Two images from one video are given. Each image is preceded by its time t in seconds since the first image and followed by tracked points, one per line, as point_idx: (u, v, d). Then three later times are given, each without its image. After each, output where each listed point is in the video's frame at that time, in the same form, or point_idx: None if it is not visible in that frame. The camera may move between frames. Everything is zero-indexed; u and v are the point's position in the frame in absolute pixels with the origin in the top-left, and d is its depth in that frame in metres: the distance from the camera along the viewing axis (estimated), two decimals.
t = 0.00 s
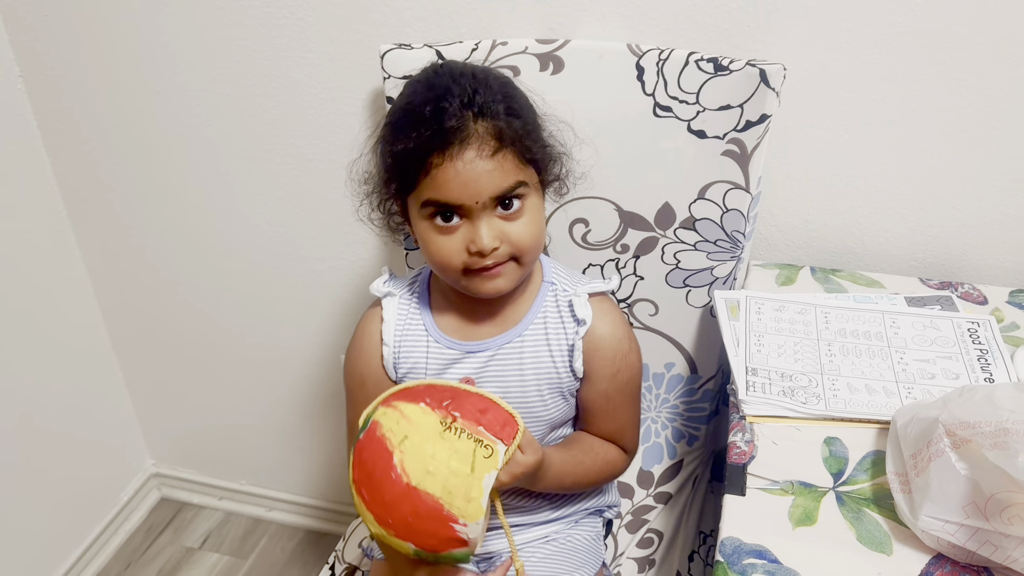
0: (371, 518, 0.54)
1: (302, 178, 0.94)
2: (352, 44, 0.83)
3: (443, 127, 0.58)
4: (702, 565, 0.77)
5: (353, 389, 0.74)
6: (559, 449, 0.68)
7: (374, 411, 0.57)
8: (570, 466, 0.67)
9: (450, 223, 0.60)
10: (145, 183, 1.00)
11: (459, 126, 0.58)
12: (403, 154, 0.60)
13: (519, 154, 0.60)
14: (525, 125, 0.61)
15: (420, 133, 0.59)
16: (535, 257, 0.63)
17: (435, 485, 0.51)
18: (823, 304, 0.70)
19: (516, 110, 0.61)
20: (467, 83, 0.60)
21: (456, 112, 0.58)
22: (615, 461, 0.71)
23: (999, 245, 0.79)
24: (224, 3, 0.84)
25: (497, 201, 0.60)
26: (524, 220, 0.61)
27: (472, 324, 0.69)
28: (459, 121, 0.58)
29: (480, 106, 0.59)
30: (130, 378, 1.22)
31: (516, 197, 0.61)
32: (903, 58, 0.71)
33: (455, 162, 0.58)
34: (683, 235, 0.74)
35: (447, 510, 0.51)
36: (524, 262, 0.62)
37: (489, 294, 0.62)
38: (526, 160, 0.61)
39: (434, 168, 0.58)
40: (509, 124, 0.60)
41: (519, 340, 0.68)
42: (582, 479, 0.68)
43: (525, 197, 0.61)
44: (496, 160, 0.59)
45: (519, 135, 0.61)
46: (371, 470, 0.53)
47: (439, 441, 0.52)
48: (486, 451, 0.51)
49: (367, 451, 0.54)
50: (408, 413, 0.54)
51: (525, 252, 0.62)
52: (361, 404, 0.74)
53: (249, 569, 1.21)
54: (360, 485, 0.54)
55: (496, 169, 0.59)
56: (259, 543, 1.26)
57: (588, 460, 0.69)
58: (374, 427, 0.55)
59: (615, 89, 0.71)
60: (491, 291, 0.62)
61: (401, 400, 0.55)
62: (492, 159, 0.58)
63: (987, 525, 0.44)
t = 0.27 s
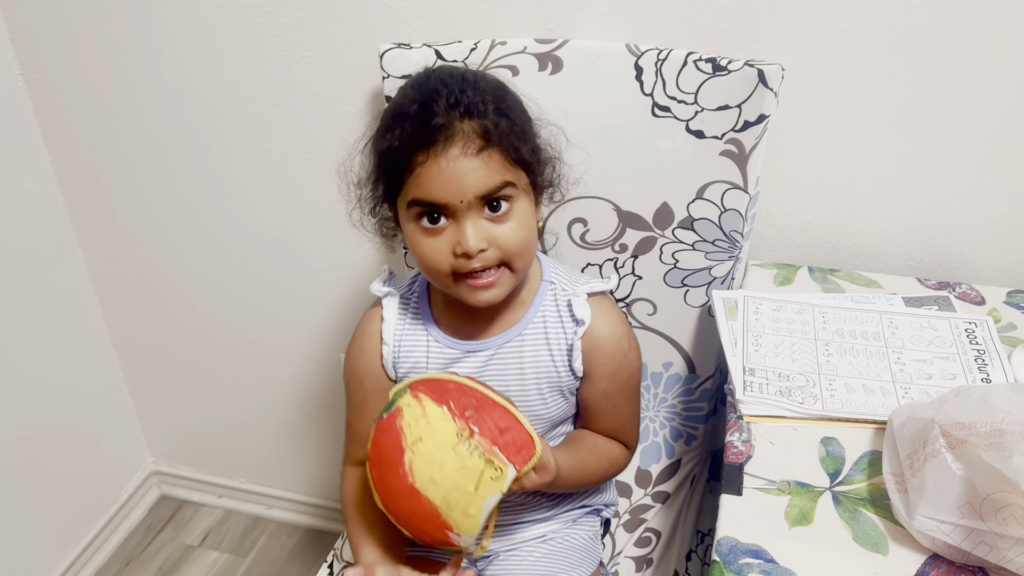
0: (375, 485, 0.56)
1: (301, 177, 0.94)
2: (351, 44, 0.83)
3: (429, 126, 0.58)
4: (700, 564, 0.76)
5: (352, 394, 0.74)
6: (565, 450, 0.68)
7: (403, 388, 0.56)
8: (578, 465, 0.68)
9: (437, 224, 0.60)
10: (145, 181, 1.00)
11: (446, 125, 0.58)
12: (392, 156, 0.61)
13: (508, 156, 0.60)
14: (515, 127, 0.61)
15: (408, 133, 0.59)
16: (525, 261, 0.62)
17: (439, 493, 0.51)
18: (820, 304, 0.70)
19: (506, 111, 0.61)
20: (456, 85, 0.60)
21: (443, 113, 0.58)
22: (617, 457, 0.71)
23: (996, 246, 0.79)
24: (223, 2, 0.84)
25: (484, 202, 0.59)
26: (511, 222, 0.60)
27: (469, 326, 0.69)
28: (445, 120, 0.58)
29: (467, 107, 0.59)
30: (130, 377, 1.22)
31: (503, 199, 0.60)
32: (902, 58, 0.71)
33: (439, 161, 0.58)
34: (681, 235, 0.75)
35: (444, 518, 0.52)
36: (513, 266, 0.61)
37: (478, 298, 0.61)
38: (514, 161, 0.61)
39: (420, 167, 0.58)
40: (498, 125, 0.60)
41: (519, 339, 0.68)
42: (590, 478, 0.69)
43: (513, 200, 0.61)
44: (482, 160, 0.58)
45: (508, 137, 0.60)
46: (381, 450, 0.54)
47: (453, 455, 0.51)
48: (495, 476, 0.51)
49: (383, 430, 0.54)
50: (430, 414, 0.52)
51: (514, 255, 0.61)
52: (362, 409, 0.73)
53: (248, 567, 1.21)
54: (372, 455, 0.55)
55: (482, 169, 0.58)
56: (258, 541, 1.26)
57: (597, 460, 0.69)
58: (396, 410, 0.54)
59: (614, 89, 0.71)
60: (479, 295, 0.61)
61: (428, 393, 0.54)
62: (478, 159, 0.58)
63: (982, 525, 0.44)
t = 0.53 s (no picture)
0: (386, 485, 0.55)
1: (302, 174, 0.94)
2: (352, 41, 0.83)
3: (425, 111, 0.59)
4: (700, 562, 0.75)
5: (355, 394, 0.74)
6: (571, 453, 0.69)
7: (428, 404, 0.53)
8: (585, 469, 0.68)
9: (435, 206, 0.59)
10: (145, 178, 1.00)
11: (442, 109, 0.59)
12: (389, 143, 0.62)
13: (503, 141, 0.61)
14: (508, 116, 0.63)
15: (404, 119, 0.60)
16: (526, 246, 0.61)
17: (448, 526, 0.50)
18: (822, 301, 0.70)
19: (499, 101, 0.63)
20: (450, 76, 0.62)
21: (438, 96, 0.60)
22: (624, 455, 0.72)
23: (998, 243, 0.79)
24: None
25: (482, 182, 0.59)
26: (510, 203, 0.60)
27: (468, 326, 0.69)
28: (441, 104, 0.59)
29: (461, 93, 0.61)
30: (131, 373, 1.22)
31: (501, 181, 0.60)
32: (904, 55, 0.71)
33: (437, 139, 0.58)
34: (683, 233, 0.74)
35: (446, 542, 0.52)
36: (514, 250, 0.60)
37: (479, 285, 0.59)
38: (509, 146, 0.62)
39: (418, 149, 0.59)
40: (491, 112, 0.61)
41: (520, 339, 0.68)
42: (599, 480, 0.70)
43: (511, 184, 0.61)
44: (479, 138, 0.59)
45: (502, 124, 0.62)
46: (395, 466, 0.52)
47: (465, 494, 0.49)
48: (503, 519, 0.50)
49: (400, 446, 0.52)
50: (450, 448, 0.50)
51: (514, 237, 0.60)
52: (367, 410, 0.73)
53: (249, 564, 1.22)
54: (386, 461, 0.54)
55: (479, 148, 0.59)
56: (259, 538, 1.26)
57: (605, 463, 0.70)
58: (418, 429, 0.52)
59: (615, 86, 0.71)
60: (481, 280, 0.59)
61: (452, 420, 0.51)
62: (475, 139, 0.59)
63: (983, 523, 0.45)
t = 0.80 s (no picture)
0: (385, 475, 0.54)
1: (304, 170, 0.94)
2: (355, 36, 0.83)
3: (412, 109, 0.59)
4: (704, 558, 0.76)
5: (354, 399, 0.74)
6: (571, 457, 0.68)
7: (439, 404, 0.52)
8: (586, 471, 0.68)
9: (423, 204, 0.60)
10: (147, 174, 1.00)
11: (429, 106, 0.59)
12: (377, 141, 0.61)
13: (491, 138, 0.60)
14: (499, 111, 0.62)
15: (393, 117, 0.60)
16: (513, 243, 0.61)
17: (440, 528, 0.50)
18: (826, 298, 0.70)
19: (490, 95, 0.62)
20: (441, 72, 0.61)
21: (427, 93, 0.59)
22: (623, 453, 0.72)
23: (1002, 240, 0.79)
24: None
25: (470, 179, 0.59)
26: (497, 200, 0.60)
27: (464, 323, 0.69)
28: (428, 102, 0.59)
29: (449, 89, 0.60)
30: (132, 369, 1.22)
31: (488, 179, 0.60)
32: (909, 51, 0.71)
33: (424, 136, 0.58)
34: (686, 229, 0.74)
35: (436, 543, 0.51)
36: (501, 247, 0.60)
37: (467, 282, 0.60)
38: (499, 142, 0.61)
39: (404, 147, 0.59)
40: (480, 109, 0.60)
41: (516, 340, 0.68)
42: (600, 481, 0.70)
43: (499, 181, 0.61)
44: (466, 135, 0.58)
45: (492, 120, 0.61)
46: (397, 462, 0.51)
47: (463, 505, 0.49)
48: (496, 529, 0.50)
49: (404, 444, 0.51)
50: (455, 457, 0.49)
51: (501, 235, 0.60)
52: (367, 413, 0.73)
53: (250, 560, 1.22)
54: (389, 454, 0.53)
55: (466, 146, 0.58)
56: (260, 534, 1.26)
57: (605, 464, 0.70)
58: (425, 429, 0.50)
59: (618, 82, 0.70)
60: (468, 277, 0.60)
61: (462, 428, 0.50)
62: (461, 137, 0.58)
63: (988, 520, 0.45)
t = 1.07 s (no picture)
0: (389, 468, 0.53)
1: (304, 167, 0.94)
2: (355, 32, 0.82)
3: (398, 112, 0.58)
4: (703, 556, 0.74)
5: (354, 384, 0.74)
6: (571, 454, 0.69)
7: (458, 418, 0.50)
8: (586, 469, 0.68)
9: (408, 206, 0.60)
10: (146, 170, 1.00)
11: (412, 109, 0.58)
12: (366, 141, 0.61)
13: (477, 139, 0.59)
14: (489, 110, 0.60)
15: (379, 118, 0.60)
16: (498, 245, 0.61)
17: (440, 541, 0.49)
18: (826, 296, 0.70)
19: (479, 93, 0.60)
20: (429, 69, 0.60)
21: (411, 96, 0.58)
22: (621, 449, 0.72)
23: (1003, 238, 0.79)
24: None
25: (452, 185, 0.58)
26: (481, 205, 0.59)
27: (462, 313, 0.69)
28: (412, 105, 0.58)
29: (436, 89, 0.59)
30: (133, 366, 1.22)
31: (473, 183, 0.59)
32: (910, 48, 0.70)
33: (405, 142, 0.58)
34: (686, 227, 0.74)
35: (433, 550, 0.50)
36: (485, 250, 0.60)
37: (452, 281, 0.61)
38: (486, 144, 0.60)
39: (388, 151, 0.59)
40: (468, 108, 0.59)
41: (515, 331, 0.68)
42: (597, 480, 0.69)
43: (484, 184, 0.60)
44: (447, 141, 0.57)
45: (480, 120, 0.59)
46: (404, 468, 0.49)
47: (469, 525, 0.47)
48: (498, 548, 0.49)
49: (414, 452, 0.49)
50: (468, 479, 0.47)
51: (484, 238, 0.60)
52: (366, 397, 0.74)
53: (250, 557, 1.22)
54: (396, 453, 0.51)
55: (447, 151, 0.57)
56: (260, 531, 1.27)
57: (604, 461, 0.70)
58: (440, 443, 0.48)
59: (619, 79, 0.70)
60: (454, 278, 0.61)
61: (480, 449, 0.48)
62: (444, 142, 0.57)
63: (987, 518, 0.44)
